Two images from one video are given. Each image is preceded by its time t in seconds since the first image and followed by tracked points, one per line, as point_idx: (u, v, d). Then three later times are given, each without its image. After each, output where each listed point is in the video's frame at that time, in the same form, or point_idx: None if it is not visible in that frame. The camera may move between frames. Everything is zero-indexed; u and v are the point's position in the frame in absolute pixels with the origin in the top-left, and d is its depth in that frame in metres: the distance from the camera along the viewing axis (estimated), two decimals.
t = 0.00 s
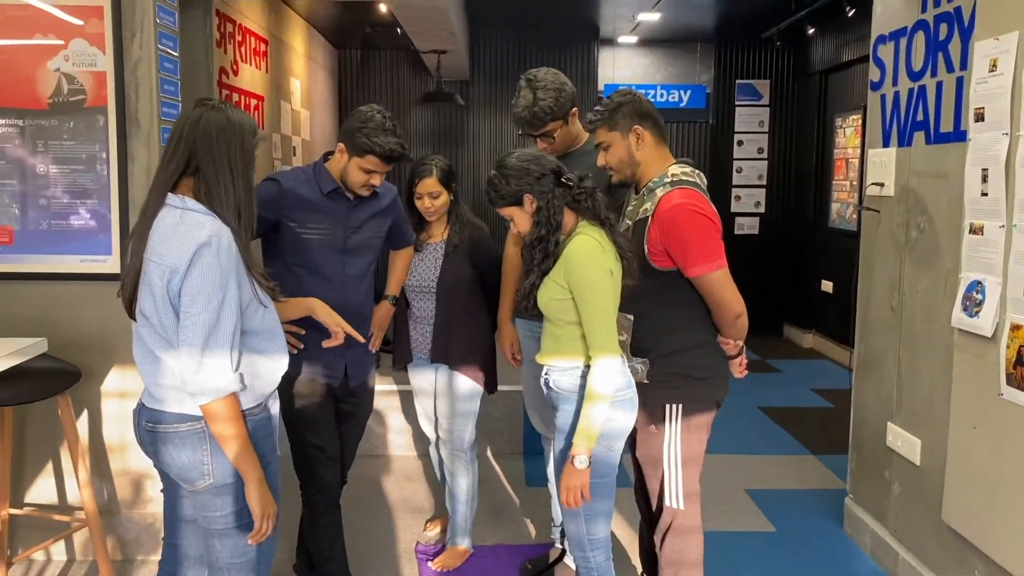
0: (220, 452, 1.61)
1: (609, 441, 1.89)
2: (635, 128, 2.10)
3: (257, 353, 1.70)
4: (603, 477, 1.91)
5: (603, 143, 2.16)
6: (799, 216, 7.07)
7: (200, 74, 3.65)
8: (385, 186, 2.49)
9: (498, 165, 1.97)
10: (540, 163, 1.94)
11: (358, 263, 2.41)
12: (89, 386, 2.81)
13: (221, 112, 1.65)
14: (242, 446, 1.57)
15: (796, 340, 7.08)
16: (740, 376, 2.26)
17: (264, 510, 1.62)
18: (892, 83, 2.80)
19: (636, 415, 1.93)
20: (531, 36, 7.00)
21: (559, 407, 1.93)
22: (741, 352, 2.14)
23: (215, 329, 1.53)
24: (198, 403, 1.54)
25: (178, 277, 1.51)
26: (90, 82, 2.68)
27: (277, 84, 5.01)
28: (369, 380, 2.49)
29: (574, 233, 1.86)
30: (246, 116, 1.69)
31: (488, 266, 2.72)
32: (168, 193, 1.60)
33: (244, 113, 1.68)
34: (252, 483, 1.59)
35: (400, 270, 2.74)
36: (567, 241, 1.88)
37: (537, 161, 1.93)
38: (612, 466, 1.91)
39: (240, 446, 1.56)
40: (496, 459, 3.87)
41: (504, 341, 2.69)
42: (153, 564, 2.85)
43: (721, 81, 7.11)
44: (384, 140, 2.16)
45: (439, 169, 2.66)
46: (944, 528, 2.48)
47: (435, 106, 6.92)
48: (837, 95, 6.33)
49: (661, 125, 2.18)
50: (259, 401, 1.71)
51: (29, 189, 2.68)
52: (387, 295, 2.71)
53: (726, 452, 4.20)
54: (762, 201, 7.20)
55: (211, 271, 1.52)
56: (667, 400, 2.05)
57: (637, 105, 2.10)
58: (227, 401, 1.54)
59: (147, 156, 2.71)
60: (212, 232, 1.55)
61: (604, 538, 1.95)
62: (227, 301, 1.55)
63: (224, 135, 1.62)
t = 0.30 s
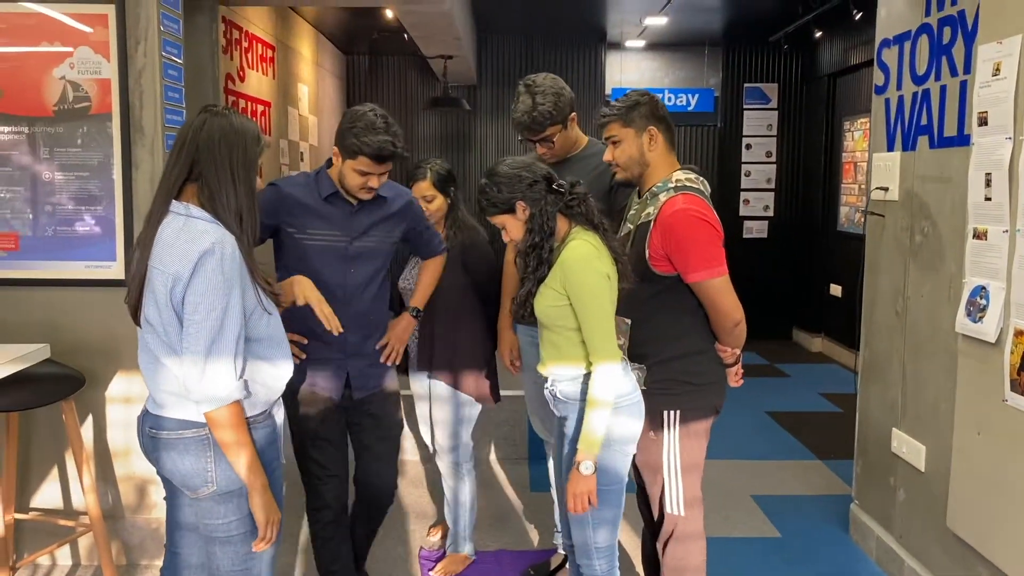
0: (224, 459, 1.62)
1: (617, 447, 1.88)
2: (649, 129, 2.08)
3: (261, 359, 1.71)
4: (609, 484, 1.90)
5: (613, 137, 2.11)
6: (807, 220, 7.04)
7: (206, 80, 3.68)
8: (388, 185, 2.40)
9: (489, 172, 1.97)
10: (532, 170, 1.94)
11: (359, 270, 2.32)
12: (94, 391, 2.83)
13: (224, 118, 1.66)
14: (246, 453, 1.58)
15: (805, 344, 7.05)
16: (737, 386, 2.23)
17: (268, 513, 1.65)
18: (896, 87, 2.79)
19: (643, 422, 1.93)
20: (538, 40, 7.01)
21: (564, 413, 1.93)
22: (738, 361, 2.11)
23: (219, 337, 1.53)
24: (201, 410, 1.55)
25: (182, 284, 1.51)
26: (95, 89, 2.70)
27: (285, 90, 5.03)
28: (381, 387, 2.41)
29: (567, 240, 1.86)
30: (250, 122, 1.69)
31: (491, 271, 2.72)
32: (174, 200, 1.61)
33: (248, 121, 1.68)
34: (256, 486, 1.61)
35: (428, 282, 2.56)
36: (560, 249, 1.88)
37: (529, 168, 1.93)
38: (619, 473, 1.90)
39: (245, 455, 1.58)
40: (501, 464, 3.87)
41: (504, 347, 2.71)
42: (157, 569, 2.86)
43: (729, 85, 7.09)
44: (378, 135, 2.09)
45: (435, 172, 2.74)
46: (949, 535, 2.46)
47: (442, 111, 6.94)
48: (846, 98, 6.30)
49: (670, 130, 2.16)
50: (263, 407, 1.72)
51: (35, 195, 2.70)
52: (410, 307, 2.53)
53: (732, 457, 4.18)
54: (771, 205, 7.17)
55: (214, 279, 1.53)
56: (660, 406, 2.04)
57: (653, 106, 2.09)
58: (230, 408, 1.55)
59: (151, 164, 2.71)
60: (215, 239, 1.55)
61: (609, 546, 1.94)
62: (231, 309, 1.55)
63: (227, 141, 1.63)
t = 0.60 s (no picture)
0: (234, 466, 1.63)
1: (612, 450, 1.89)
2: (651, 130, 2.08)
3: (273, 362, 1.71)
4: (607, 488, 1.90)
5: (615, 137, 2.11)
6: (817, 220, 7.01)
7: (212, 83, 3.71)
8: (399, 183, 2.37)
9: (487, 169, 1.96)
10: (531, 169, 1.94)
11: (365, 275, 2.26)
12: (99, 392, 2.85)
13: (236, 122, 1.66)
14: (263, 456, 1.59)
15: (815, 345, 7.02)
16: (736, 388, 2.23)
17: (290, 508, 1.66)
18: (900, 88, 2.78)
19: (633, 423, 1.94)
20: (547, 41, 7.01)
21: (556, 418, 1.92)
22: (735, 363, 2.11)
23: (225, 341, 1.53)
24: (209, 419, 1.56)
25: (189, 288, 1.52)
26: (100, 93, 2.72)
27: (293, 92, 5.06)
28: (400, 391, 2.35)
29: (561, 242, 1.86)
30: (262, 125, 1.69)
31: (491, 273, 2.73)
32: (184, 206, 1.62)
33: (260, 124, 1.67)
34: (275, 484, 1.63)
35: (458, 283, 2.51)
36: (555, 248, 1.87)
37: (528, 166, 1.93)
38: (615, 475, 1.91)
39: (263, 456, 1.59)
40: (506, 465, 3.87)
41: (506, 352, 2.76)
42: (162, 569, 2.88)
43: (738, 85, 7.07)
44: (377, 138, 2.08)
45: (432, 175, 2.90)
46: (952, 538, 2.45)
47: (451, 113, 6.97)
48: (855, 98, 6.27)
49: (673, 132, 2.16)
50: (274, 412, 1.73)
51: (41, 198, 2.73)
52: (439, 307, 2.49)
53: (739, 459, 4.17)
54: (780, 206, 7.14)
55: (221, 283, 1.53)
56: (656, 408, 2.05)
57: (657, 108, 2.09)
58: (235, 413, 1.56)
59: (156, 166, 2.74)
60: (222, 243, 1.55)
61: (605, 549, 1.95)
62: (237, 313, 1.55)
63: (241, 146, 1.62)
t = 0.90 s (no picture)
0: (238, 472, 1.62)
1: (601, 449, 1.89)
2: (651, 129, 2.08)
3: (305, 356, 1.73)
4: (596, 486, 1.92)
5: (616, 136, 2.11)
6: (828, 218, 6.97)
7: (221, 84, 3.74)
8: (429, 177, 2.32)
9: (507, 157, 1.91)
10: (551, 162, 1.92)
11: (400, 284, 2.22)
12: (108, 391, 2.88)
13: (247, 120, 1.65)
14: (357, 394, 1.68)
15: (827, 344, 6.99)
16: (740, 387, 2.23)
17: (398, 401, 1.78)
18: (907, 86, 2.77)
19: (627, 422, 1.94)
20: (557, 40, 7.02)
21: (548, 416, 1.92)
22: (737, 362, 2.11)
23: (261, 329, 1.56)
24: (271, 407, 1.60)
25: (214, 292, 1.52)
26: (109, 93, 2.74)
27: (303, 91, 5.08)
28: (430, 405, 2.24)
29: (563, 237, 1.88)
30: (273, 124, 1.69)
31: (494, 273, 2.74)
32: (195, 205, 1.61)
33: (271, 122, 1.67)
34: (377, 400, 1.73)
35: (460, 312, 2.22)
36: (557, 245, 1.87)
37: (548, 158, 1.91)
38: (606, 474, 1.92)
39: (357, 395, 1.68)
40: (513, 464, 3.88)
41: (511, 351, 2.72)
42: (171, 565, 2.91)
43: (749, 83, 7.05)
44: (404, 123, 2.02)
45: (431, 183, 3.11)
46: (958, 537, 2.44)
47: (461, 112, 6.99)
48: (867, 96, 6.24)
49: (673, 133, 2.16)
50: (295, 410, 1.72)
51: (51, 198, 2.76)
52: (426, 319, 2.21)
53: (747, 458, 4.16)
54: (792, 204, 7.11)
55: (251, 275, 1.55)
56: (657, 408, 2.05)
57: (658, 108, 2.09)
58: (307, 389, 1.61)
59: (164, 166, 2.77)
60: (236, 244, 1.55)
61: (600, 546, 1.96)
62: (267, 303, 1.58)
63: (254, 143, 1.62)
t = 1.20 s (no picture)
0: (252, 472, 1.62)
1: (606, 446, 1.90)
2: (656, 126, 2.09)
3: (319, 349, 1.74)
4: (600, 483, 1.92)
5: (620, 132, 2.11)
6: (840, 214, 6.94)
7: (231, 82, 3.76)
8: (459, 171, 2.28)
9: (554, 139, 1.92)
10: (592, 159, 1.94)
11: (416, 281, 2.19)
12: (119, 387, 2.91)
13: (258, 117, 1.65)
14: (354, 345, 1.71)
15: (838, 341, 6.96)
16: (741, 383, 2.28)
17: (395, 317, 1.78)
18: (915, 82, 2.76)
19: (631, 420, 1.94)
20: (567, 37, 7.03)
21: (552, 411, 1.92)
22: (740, 359, 2.12)
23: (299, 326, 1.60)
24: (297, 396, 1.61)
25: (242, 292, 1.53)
26: (119, 92, 2.77)
27: (313, 89, 5.11)
28: (446, 407, 2.18)
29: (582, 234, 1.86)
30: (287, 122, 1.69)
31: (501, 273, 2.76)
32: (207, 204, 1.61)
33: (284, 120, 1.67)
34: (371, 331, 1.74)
35: (448, 330, 2.11)
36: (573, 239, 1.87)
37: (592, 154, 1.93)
38: (610, 470, 1.93)
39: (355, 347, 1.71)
40: (522, 460, 3.89)
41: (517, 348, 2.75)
42: (181, 560, 2.93)
43: (759, 79, 7.03)
44: (415, 112, 2.01)
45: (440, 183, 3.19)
46: (965, 535, 2.43)
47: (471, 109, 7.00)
48: (878, 91, 6.21)
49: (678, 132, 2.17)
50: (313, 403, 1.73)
51: (62, 196, 2.78)
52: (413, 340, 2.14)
53: (756, 455, 4.15)
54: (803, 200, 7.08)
55: (278, 275, 1.57)
56: (661, 405, 2.06)
57: (664, 105, 2.10)
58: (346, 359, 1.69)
59: (173, 165, 2.79)
60: (255, 243, 1.56)
61: (604, 542, 1.97)
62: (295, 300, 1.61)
63: (268, 141, 1.62)
